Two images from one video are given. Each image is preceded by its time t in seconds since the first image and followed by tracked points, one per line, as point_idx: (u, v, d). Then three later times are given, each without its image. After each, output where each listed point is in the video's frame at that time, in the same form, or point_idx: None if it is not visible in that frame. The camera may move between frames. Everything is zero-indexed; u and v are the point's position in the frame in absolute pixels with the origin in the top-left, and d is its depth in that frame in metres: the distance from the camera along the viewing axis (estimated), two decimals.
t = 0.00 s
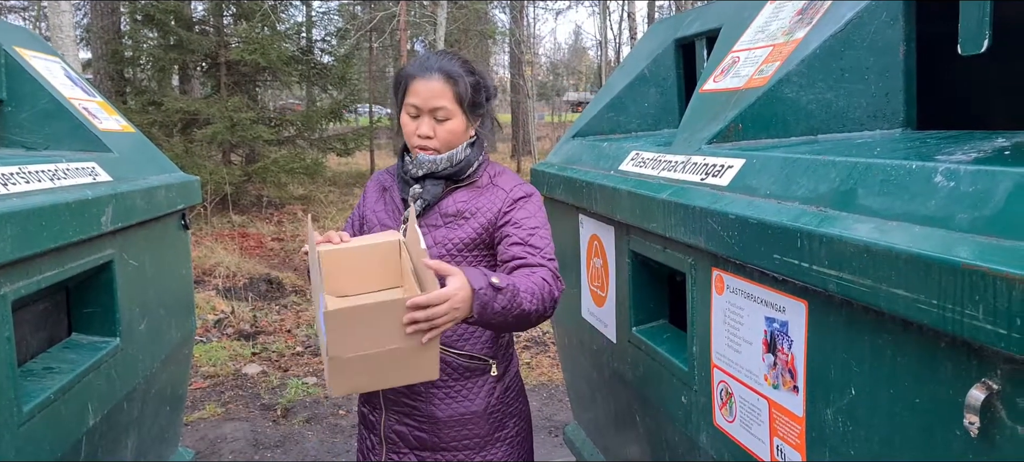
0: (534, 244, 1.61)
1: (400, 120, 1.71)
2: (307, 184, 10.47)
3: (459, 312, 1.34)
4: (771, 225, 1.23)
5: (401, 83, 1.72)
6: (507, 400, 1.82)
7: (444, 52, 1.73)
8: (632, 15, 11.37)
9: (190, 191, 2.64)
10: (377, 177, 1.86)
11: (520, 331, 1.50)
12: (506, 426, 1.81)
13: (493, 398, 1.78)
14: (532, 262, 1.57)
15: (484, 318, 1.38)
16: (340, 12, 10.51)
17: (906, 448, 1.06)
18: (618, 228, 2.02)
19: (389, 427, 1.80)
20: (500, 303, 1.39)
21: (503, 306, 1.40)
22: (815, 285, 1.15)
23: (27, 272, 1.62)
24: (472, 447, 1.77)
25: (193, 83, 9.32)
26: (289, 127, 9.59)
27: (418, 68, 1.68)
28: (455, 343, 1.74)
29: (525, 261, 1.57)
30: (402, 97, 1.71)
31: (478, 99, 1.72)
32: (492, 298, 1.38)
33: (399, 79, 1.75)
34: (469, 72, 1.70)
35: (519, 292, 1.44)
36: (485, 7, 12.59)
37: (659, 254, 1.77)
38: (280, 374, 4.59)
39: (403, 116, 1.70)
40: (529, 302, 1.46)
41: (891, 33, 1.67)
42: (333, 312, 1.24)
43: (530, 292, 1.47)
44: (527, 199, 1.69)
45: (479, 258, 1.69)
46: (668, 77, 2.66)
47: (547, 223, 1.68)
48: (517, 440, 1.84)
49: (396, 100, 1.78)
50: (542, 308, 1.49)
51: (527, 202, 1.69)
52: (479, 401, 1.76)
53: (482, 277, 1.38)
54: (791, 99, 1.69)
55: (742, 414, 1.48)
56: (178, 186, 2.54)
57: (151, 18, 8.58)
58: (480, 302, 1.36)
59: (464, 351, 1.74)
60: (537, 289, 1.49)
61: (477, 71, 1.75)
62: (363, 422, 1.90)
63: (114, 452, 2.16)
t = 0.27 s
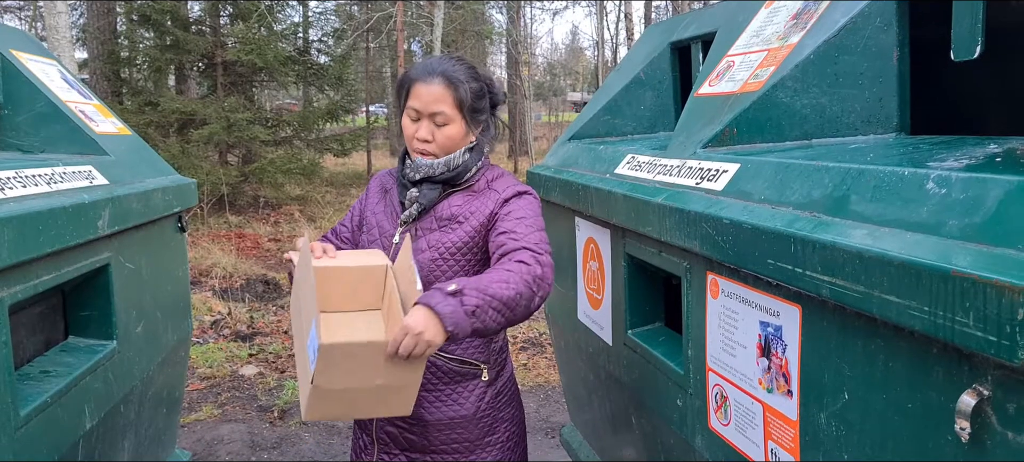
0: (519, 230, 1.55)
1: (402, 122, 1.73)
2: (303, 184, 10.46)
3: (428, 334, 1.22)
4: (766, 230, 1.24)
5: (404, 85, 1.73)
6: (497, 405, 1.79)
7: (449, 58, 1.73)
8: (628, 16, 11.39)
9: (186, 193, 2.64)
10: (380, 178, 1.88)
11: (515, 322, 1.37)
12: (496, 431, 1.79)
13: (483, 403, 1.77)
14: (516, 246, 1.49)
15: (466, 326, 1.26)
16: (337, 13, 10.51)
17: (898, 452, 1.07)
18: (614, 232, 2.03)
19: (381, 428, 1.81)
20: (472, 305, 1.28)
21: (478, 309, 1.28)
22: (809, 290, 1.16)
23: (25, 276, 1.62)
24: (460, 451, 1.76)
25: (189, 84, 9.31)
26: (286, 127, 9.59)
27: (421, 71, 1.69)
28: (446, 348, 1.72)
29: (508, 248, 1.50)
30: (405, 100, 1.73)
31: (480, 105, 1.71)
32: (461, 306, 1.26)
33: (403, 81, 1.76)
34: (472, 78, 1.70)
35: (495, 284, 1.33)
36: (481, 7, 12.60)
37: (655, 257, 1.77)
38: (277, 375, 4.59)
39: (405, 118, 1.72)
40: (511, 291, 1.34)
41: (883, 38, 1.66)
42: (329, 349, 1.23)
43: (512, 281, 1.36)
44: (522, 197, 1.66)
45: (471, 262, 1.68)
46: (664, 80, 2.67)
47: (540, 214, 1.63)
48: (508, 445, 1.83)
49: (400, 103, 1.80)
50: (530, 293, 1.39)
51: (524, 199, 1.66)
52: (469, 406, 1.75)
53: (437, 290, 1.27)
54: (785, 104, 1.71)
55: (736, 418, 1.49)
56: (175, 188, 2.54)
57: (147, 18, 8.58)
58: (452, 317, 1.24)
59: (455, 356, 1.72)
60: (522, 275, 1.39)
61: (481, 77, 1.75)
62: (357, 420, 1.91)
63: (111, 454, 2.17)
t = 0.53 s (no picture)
0: (518, 260, 1.59)
1: (410, 113, 1.75)
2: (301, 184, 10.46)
3: (419, 334, 1.38)
4: (765, 233, 1.25)
5: (413, 79, 1.77)
6: (496, 407, 1.80)
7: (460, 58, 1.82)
8: (626, 17, 11.41)
9: (185, 195, 2.64)
10: (380, 180, 1.88)
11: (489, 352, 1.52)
12: (494, 433, 1.79)
13: (481, 405, 1.77)
14: (510, 279, 1.56)
15: (447, 344, 1.41)
16: (334, 13, 10.50)
17: (896, 454, 1.08)
18: (613, 233, 2.04)
19: (380, 430, 1.81)
20: (461, 330, 1.42)
21: (464, 334, 1.42)
22: (808, 293, 1.16)
23: (26, 278, 1.62)
24: (458, 454, 1.77)
25: (186, 84, 9.30)
26: (284, 128, 9.58)
27: (436, 65, 1.75)
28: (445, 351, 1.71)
29: (504, 280, 1.56)
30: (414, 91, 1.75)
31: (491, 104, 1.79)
32: (451, 326, 1.40)
33: (409, 77, 1.80)
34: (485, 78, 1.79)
35: (485, 316, 1.46)
36: (478, 8, 12.60)
37: (654, 259, 1.78)
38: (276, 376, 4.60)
39: (415, 109, 1.74)
40: (494, 328, 1.46)
41: (881, 41, 1.68)
42: (303, 404, 1.18)
43: (501, 318, 1.48)
44: (522, 209, 1.67)
45: (471, 266, 1.69)
46: (663, 81, 2.68)
47: (537, 240, 1.65)
48: (507, 446, 1.84)
49: (403, 99, 1.82)
50: (512, 333, 1.51)
51: (523, 213, 1.67)
52: (467, 409, 1.75)
53: (439, 305, 1.41)
54: (784, 107, 1.71)
55: (736, 419, 1.50)
56: (175, 190, 2.54)
57: (145, 19, 8.56)
58: (439, 332, 1.39)
59: (453, 359, 1.72)
60: (510, 313, 1.50)
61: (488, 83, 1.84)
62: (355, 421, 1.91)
63: (112, 456, 2.17)
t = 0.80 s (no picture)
0: (518, 272, 1.61)
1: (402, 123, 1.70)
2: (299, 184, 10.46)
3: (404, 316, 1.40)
4: (768, 233, 1.25)
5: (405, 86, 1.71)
6: (499, 408, 1.80)
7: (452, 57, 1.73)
8: (624, 17, 11.42)
9: (185, 195, 2.64)
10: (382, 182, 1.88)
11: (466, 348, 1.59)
12: (498, 434, 1.80)
13: (485, 406, 1.77)
14: (509, 291, 1.59)
15: (422, 335, 1.47)
16: (332, 12, 10.50)
17: (900, 454, 1.08)
18: (614, 234, 2.04)
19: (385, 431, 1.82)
20: (439, 324, 1.47)
21: (441, 329, 1.48)
22: (810, 293, 1.17)
23: (28, 279, 1.62)
24: (462, 455, 1.76)
25: (184, 84, 9.29)
26: (282, 128, 9.58)
27: (425, 71, 1.67)
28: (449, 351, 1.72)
29: (501, 292, 1.59)
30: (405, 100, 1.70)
31: (484, 105, 1.72)
32: (431, 320, 1.46)
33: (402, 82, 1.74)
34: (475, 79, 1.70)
35: (464, 318, 1.51)
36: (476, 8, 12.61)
37: (655, 259, 1.78)
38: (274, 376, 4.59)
39: (407, 119, 1.69)
40: (479, 332, 1.53)
41: (882, 42, 1.69)
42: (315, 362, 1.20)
43: (489, 325, 1.54)
44: (526, 215, 1.68)
45: (476, 268, 1.69)
46: (663, 82, 2.69)
47: (539, 247, 1.66)
48: (510, 447, 1.84)
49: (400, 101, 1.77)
50: (499, 340, 1.57)
51: (527, 218, 1.68)
52: (471, 409, 1.75)
53: (422, 295, 1.46)
54: (785, 108, 1.72)
55: (738, 419, 1.50)
56: (175, 190, 2.54)
57: (143, 19, 8.55)
58: (417, 323, 1.44)
59: (458, 360, 1.72)
60: (502, 322, 1.56)
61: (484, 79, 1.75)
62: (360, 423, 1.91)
63: (112, 456, 2.17)
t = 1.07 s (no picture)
0: (537, 274, 1.64)
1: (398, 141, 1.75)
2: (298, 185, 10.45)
3: (423, 315, 1.52)
4: (772, 234, 1.25)
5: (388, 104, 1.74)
6: (506, 409, 1.81)
7: (423, 65, 1.70)
8: (622, 17, 11.43)
9: (186, 196, 2.64)
10: (385, 183, 1.88)
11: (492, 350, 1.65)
12: (504, 434, 1.81)
13: (493, 407, 1.78)
14: (530, 294, 1.63)
15: (445, 336, 1.54)
16: (331, 12, 10.50)
17: (905, 454, 1.09)
18: (617, 234, 2.04)
19: (391, 433, 1.82)
20: (461, 326, 1.55)
21: (464, 331, 1.55)
22: (815, 294, 1.17)
23: (32, 279, 1.62)
24: (470, 456, 1.77)
25: (183, 84, 9.28)
26: (280, 128, 9.57)
27: (399, 89, 1.68)
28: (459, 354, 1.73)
29: (521, 295, 1.63)
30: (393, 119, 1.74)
31: (465, 106, 1.67)
32: (453, 322, 1.53)
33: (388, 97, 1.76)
34: (445, 87, 1.66)
35: (487, 321, 1.57)
36: (474, 8, 12.62)
37: (657, 259, 1.79)
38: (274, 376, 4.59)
39: (400, 138, 1.74)
40: (501, 334, 1.59)
41: (885, 43, 1.70)
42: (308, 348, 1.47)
43: (511, 327, 1.59)
44: (537, 216, 1.70)
45: (486, 270, 1.71)
46: (664, 82, 2.69)
47: (554, 247, 1.69)
48: (516, 448, 1.84)
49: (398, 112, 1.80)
50: (521, 341, 1.62)
51: (540, 219, 1.70)
52: (479, 411, 1.76)
53: (445, 298, 1.54)
54: (788, 108, 1.72)
55: (741, 419, 1.50)
56: (176, 191, 2.54)
57: (141, 19, 8.54)
58: (439, 324, 1.52)
59: (466, 362, 1.73)
60: (524, 324, 1.61)
61: (462, 81, 1.72)
62: (364, 425, 1.92)
63: (115, 457, 2.17)
